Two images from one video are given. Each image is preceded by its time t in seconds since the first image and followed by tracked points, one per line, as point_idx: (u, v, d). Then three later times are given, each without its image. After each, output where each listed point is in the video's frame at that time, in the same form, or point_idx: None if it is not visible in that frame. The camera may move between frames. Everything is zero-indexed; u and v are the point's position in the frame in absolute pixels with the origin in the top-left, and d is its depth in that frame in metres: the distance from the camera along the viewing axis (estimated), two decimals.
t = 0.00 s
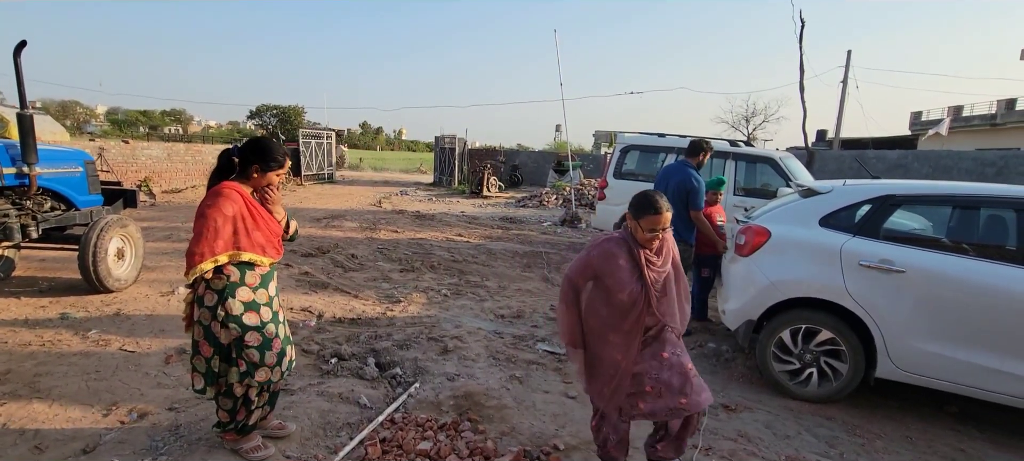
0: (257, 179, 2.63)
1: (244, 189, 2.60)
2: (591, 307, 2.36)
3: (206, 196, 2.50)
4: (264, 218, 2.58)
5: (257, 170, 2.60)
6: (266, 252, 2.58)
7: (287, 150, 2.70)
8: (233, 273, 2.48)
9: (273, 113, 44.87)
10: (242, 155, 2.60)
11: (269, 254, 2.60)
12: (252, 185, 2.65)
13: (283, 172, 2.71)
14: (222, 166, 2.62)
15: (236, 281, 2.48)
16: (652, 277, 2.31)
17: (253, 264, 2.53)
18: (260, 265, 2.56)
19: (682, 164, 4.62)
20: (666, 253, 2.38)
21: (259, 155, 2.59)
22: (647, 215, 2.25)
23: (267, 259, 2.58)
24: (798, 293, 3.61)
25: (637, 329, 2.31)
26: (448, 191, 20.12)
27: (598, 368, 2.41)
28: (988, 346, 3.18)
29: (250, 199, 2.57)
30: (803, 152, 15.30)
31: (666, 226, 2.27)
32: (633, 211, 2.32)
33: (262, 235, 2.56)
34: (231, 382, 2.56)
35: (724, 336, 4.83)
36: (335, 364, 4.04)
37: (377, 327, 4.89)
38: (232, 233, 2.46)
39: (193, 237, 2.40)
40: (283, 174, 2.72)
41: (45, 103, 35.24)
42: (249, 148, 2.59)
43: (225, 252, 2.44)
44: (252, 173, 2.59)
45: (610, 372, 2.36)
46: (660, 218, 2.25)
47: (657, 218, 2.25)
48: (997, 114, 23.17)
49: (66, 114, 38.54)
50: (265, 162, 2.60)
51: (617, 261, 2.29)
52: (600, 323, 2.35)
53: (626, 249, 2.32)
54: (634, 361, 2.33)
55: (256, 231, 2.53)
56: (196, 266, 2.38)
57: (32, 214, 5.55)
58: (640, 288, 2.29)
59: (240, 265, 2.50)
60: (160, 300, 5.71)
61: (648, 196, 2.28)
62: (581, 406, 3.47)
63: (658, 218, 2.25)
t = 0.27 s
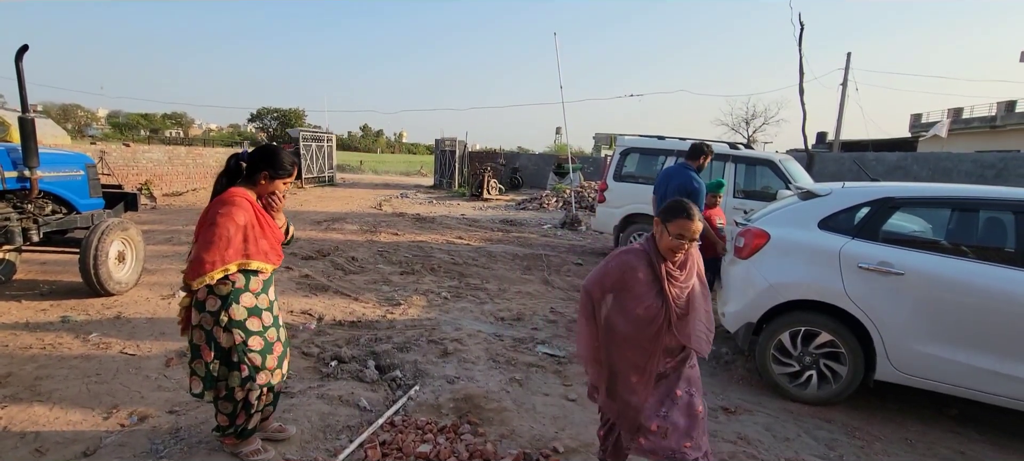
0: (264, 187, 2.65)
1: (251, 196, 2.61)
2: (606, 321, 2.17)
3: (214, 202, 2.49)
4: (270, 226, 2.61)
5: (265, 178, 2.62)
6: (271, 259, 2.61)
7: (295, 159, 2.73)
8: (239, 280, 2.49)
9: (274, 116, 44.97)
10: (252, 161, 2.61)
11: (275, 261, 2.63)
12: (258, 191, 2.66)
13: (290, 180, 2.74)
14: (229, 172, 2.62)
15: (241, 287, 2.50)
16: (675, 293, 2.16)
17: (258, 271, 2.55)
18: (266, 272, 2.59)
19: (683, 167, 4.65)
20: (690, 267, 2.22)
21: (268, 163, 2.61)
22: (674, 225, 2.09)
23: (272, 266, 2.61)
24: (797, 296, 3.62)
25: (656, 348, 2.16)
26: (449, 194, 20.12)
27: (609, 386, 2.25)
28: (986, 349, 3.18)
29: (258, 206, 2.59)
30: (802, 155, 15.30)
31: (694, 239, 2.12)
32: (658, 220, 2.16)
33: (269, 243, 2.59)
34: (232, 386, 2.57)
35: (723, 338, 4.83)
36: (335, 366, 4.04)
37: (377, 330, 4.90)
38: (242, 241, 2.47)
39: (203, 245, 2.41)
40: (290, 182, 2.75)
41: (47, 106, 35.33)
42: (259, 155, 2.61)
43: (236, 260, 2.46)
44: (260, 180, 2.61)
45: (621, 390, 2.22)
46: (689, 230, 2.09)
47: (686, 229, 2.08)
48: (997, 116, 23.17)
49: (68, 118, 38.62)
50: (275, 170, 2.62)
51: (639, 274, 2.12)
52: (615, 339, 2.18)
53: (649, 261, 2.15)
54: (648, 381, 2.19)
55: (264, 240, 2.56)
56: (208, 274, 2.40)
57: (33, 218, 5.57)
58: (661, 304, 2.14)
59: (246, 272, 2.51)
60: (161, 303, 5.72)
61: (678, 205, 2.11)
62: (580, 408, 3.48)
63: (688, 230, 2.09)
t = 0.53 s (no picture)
0: (272, 192, 2.67)
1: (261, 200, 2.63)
2: (645, 323, 1.99)
3: (227, 206, 2.50)
4: (279, 230, 2.64)
5: (274, 183, 2.64)
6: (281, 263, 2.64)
7: (301, 166, 2.77)
8: (252, 282, 2.51)
9: (274, 118, 45.01)
10: (262, 166, 2.64)
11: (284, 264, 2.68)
12: (266, 195, 2.68)
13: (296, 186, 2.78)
14: (238, 176, 2.63)
15: (254, 289, 2.53)
16: (723, 298, 1.97)
17: (269, 274, 2.58)
18: (276, 274, 2.63)
19: (682, 167, 4.65)
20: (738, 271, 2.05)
21: (277, 169, 2.64)
22: (728, 223, 1.91)
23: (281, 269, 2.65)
24: (797, 295, 3.62)
25: (698, 356, 1.97)
26: (449, 196, 20.13)
27: (640, 391, 2.07)
28: (988, 347, 3.17)
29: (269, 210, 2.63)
30: (802, 154, 15.29)
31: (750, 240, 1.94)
32: (708, 217, 1.98)
33: (279, 246, 2.63)
34: (240, 388, 2.57)
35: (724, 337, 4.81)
36: (335, 368, 4.04)
37: (377, 332, 4.90)
38: (258, 245, 2.50)
39: (222, 248, 2.42)
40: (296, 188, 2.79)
41: (47, 111, 35.38)
42: (269, 160, 2.64)
43: (254, 262, 2.48)
44: (270, 184, 2.63)
45: (655, 400, 2.01)
46: (744, 229, 1.91)
47: (742, 228, 1.90)
48: (997, 114, 23.15)
49: (68, 122, 38.66)
50: (283, 176, 2.65)
51: (686, 273, 1.94)
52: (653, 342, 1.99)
53: (697, 261, 1.97)
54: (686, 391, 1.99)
55: (276, 242, 2.60)
56: (228, 276, 2.42)
57: (33, 222, 5.57)
58: (708, 308, 1.95)
59: (259, 275, 2.53)
60: (161, 307, 5.71)
61: (732, 201, 1.94)
62: (581, 409, 3.47)
63: (743, 228, 1.91)
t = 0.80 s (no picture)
0: (278, 193, 2.70)
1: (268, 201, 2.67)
2: (664, 329, 1.73)
3: (237, 207, 2.54)
4: (287, 229, 2.69)
5: (280, 184, 2.68)
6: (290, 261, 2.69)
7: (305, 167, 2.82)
8: (265, 280, 2.55)
9: (273, 121, 45.02)
10: (267, 168, 2.67)
11: (294, 262, 2.72)
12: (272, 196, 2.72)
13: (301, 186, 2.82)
14: (245, 178, 2.67)
15: (266, 287, 2.56)
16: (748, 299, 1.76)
17: (280, 272, 2.63)
18: (286, 272, 2.67)
19: (679, 166, 4.63)
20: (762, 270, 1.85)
21: (282, 170, 2.67)
22: (752, 217, 1.72)
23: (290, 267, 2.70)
24: (796, 294, 3.61)
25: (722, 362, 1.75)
26: (448, 197, 20.12)
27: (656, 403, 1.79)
28: (989, 346, 3.15)
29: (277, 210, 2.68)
30: (801, 153, 15.27)
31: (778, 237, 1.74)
32: (730, 213, 1.78)
33: (288, 243, 2.68)
34: (248, 385, 2.60)
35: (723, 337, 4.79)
36: (333, 371, 4.02)
37: (375, 334, 4.88)
38: (268, 243, 2.54)
39: (233, 247, 2.45)
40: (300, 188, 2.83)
41: (46, 114, 35.38)
42: (275, 161, 2.69)
43: (265, 260, 2.52)
44: (276, 185, 2.67)
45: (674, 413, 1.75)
46: (771, 224, 1.71)
47: (768, 224, 1.71)
48: (996, 112, 23.14)
49: (68, 126, 38.66)
50: (288, 177, 2.69)
51: (709, 273, 1.70)
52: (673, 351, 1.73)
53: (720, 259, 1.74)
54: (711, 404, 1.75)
55: (286, 240, 2.65)
56: (241, 274, 2.45)
57: (31, 226, 5.56)
58: (732, 311, 1.73)
59: (270, 273, 2.58)
60: (159, 309, 5.70)
61: (756, 196, 1.75)
62: (579, 410, 3.46)
63: (770, 224, 1.72)
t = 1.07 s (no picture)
0: (288, 191, 2.81)
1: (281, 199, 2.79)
2: (679, 336, 1.65)
3: (253, 206, 2.67)
4: (300, 225, 2.82)
5: (291, 182, 2.79)
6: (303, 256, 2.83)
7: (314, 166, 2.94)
8: (281, 275, 2.69)
9: (272, 122, 44.99)
10: (279, 167, 2.79)
11: (307, 256, 2.87)
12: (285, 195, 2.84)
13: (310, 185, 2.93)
14: (259, 179, 2.81)
15: (285, 282, 2.72)
16: (772, 306, 1.65)
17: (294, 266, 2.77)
18: (300, 266, 2.82)
19: (677, 167, 4.63)
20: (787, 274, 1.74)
21: (293, 170, 2.79)
22: (769, 216, 1.63)
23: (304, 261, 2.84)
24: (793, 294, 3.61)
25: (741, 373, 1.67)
26: (447, 198, 20.11)
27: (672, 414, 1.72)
28: (988, 345, 3.14)
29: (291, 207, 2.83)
30: (799, 153, 15.28)
31: (799, 236, 1.64)
32: (746, 213, 1.70)
33: (301, 239, 2.82)
34: (269, 376, 2.75)
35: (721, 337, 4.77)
36: (330, 372, 4.01)
37: (373, 335, 4.87)
38: (283, 239, 2.68)
39: (252, 243, 2.58)
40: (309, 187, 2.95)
41: (45, 116, 35.33)
42: (286, 161, 2.82)
43: (281, 253, 2.66)
44: (288, 184, 2.78)
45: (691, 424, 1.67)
46: (790, 222, 1.62)
47: (786, 222, 1.62)
48: (993, 112, 23.17)
49: (66, 128, 38.61)
50: (298, 176, 2.79)
51: (727, 277, 1.62)
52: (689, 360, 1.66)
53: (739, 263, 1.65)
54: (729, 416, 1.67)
55: (299, 235, 2.80)
56: (260, 269, 2.59)
57: (28, 228, 5.54)
58: (753, 319, 1.64)
59: (285, 267, 2.72)
60: (156, 311, 5.68)
61: (771, 193, 1.67)
62: (577, 410, 3.45)
63: (788, 222, 1.62)
